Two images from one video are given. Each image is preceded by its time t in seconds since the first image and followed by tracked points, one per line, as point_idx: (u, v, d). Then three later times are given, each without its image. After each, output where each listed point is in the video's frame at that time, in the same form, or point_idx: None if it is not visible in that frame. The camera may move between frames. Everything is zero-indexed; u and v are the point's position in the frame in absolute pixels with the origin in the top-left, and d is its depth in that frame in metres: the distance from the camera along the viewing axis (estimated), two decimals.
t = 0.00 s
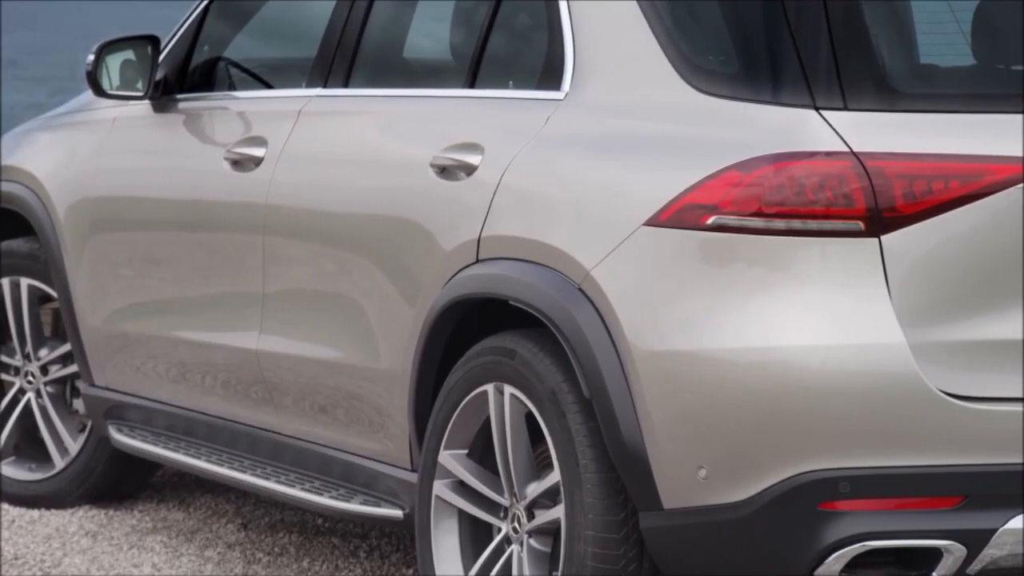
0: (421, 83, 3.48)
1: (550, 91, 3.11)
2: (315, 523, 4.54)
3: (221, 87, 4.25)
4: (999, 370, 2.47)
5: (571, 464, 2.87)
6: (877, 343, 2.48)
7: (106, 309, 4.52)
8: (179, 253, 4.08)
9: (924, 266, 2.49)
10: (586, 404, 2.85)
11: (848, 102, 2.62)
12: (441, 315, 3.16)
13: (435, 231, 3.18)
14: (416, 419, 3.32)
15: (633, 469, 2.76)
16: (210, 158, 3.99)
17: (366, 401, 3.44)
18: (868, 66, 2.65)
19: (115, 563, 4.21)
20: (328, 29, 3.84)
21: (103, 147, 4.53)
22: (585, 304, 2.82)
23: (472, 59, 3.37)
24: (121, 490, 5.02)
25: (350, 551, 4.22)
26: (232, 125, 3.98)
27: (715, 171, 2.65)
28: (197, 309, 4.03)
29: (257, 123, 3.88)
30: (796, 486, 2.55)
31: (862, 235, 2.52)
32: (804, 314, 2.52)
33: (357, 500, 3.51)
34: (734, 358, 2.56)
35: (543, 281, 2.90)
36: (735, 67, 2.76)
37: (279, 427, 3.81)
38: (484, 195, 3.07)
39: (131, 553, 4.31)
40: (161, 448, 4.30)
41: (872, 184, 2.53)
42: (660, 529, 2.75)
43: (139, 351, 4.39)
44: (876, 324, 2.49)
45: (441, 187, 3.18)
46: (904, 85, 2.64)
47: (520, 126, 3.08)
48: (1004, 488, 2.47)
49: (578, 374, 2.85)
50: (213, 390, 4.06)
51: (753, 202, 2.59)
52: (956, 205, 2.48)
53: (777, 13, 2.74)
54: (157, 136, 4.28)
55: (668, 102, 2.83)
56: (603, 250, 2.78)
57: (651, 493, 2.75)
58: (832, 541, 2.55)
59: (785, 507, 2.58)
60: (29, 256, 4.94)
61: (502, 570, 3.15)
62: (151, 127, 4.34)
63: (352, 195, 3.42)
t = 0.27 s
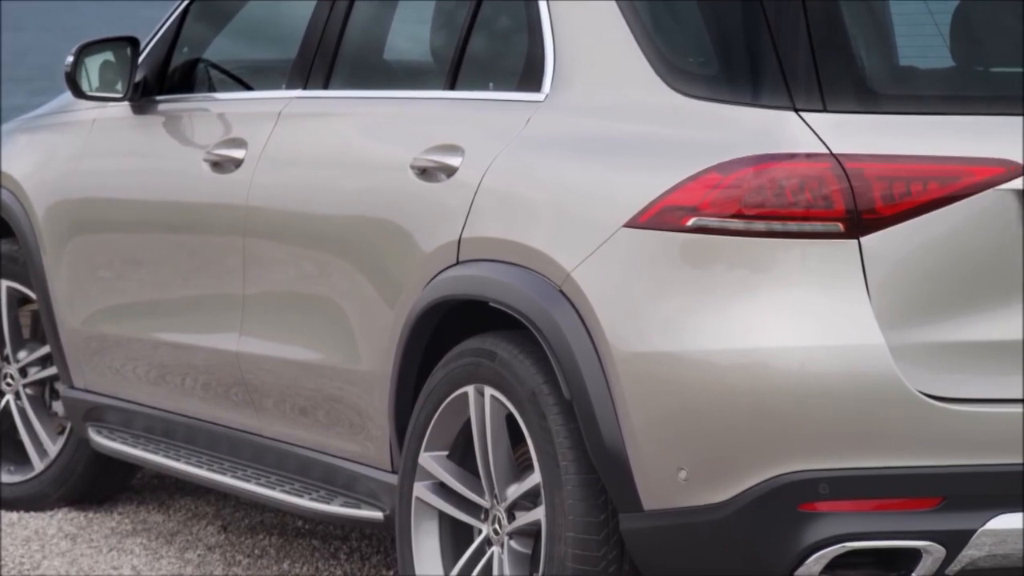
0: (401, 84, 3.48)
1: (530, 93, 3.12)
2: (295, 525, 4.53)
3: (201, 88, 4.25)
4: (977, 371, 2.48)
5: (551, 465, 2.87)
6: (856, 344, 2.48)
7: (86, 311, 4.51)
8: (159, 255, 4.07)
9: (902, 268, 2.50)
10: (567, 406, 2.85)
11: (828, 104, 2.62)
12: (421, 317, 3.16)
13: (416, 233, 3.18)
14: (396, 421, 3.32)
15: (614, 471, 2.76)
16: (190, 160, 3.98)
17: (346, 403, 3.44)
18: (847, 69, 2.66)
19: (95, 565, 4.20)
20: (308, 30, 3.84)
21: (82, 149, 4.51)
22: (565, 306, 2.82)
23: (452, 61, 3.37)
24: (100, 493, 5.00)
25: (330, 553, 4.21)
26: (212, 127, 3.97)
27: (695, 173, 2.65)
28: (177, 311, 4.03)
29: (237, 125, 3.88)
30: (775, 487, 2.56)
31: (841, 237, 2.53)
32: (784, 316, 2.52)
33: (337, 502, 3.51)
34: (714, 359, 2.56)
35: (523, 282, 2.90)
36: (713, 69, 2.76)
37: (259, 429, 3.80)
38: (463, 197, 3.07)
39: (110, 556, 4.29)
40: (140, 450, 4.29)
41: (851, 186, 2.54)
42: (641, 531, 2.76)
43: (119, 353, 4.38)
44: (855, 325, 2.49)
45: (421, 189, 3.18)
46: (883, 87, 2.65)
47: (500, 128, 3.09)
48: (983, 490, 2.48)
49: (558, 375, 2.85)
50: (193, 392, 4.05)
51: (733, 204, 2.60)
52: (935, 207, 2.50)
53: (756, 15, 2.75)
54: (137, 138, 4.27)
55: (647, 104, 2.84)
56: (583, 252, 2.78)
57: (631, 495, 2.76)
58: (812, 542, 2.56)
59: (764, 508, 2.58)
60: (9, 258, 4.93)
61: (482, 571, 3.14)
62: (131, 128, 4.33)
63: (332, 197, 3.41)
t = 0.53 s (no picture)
0: (382, 87, 3.48)
1: (510, 96, 3.12)
2: (275, 528, 4.53)
3: (181, 90, 4.24)
4: (955, 373, 2.50)
5: (531, 467, 2.87)
6: (836, 346, 2.49)
7: (65, 313, 4.50)
8: (138, 257, 4.07)
9: (881, 270, 2.52)
10: (547, 408, 2.85)
11: (807, 106, 2.63)
12: (401, 320, 3.15)
13: (395, 235, 3.17)
14: (376, 424, 3.31)
15: (594, 473, 2.76)
16: (170, 162, 3.98)
17: (326, 405, 3.44)
18: (826, 72, 2.67)
19: (73, 569, 4.19)
20: (288, 33, 3.84)
21: (61, 151, 4.51)
22: (545, 308, 2.82)
23: (432, 63, 3.37)
24: (80, 497, 4.99)
25: (310, 556, 4.21)
26: (192, 129, 3.97)
27: (675, 176, 2.66)
28: (157, 314, 4.02)
29: (217, 128, 3.87)
30: (755, 489, 2.56)
31: (821, 239, 2.53)
32: (763, 319, 2.53)
33: (317, 505, 3.50)
34: (693, 361, 2.57)
35: (503, 285, 2.90)
36: (693, 72, 2.76)
37: (239, 432, 3.79)
38: (444, 199, 3.07)
39: (89, 559, 4.28)
40: (119, 453, 4.28)
41: (831, 188, 2.54)
42: (621, 533, 2.76)
43: (98, 356, 4.37)
44: (834, 328, 2.50)
45: (401, 191, 3.18)
46: (861, 89, 2.66)
47: (480, 130, 3.09)
48: (961, 492, 2.49)
49: (539, 378, 2.85)
50: (172, 395, 4.05)
51: (712, 207, 2.60)
52: (914, 209, 2.51)
53: (735, 17, 2.76)
54: (116, 140, 4.27)
55: (626, 107, 2.84)
56: (562, 255, 2.78)
57: (612, 497, 2.76)
58: (792, 544, 2.56)
59: (744, 509, 2.58)
60: None
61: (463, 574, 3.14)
62: (110, 131, 4.33)
63: (312, 199, 3.41)
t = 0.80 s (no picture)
0: (365, 89, 3.48)
1: (494, 98, 3.12)
2: (259, 531, 4.52)
3: (164, 92, 4.23)
4: (938, 375, 2.51)
5: (515, 469, 2.87)
6: (819, 348, 2.49)
7: (48, 316, 4.49)
8: (121, 260, 4.06)
9: (864, 272, 2.53)
10: (531, 410, 2.85)
11: (790, 109, 2.63)
12: (385, 322, 3.15)
13: (379, 238, 3.17)
14: (359, 426, 3.31)
15: (578, 475, 2.76)
16: (153, 165, 3.97)
17: (309, 407, 3.43)
18: (809, 74, 2.67)
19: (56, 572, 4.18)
20: (271, 34, 3.84)
21: (43, 154, 4.51)
22: (529, 311, 2.81)
23: (416, 66, 3.37)
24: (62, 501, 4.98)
25: (293, 559, 4.21)
26: (175, 132, 3.96)
27: (659, 178, 2.66)
28: (140, 317, 4.01)
29: (201, 131, 3.87)
30: (739, 492, 2.56)
31: (804, 241, 2.54)
32: (747, 321, 2.53)
33: (301, 508, 3.50)
34: (676, 364, 2.57)
35: (487, 287, 2.90)
36: (676, 75, 2.76)
37: (223, 435, 3.79)
38: (427, 201, 3.07)
39: (72, 562, 4.28)
40: (102, 456, 4.27)
41: (814, 191, 2.55)
42: (605, 536, 2.76)
43: (81, 358, 4.37)
44: (817, 330, 2.51)
45: (385, 194, 3.18)
46: (845, 92, 2.66)
47: (463, 133, 3.09)
48: (944, 494, 2.50)
49: (522, 381, 2.85)
50: (156, 399, 4.04)
51: (696, 209, 2.60)
52: (896, 212, 2.53)
53: (719, 19, 2.75)
54: (98, 143, 4.27)
55: (609, 109, 2.84)
56: (546, 257, 2.78)
57: (594, 500, 2.76)
58: (775, 545, 2.56)
59: (727, 512, 2.59)
60: None
61: None
62: (92, 134, 4.32)
63: (296, 201, 3.41)
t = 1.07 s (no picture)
0: (344, 94, 3.47)
1: (471, 102, 3.12)
2: (237, 535, 4.51)
3: (141, 96, 4.22)
4: (915, 378, 2.52)
5: (493, 472, 2.86)
6: (796, 352, 2.50)
7: (26, 319, 4.48)
8: (99, 264, 4.05)
9: (841, 276, 2.54)
10: (509, 414, 2.85)
11: (767, 112, 2.64)
12: (364, 325, 3.14)
13: (358, 242, 3.17)
14: (337, 430, 3.30)
15: (556, 479, 2.76)
16: (131, 168, 3.97)
17: (287, 411, 3.43)
18: (786, 78, 2.67)
19: None
20: (249, 37, 3.84)
21: (21, 157, 4.50)
22: (507, 314, 2.81)
23: (394, 70, 3.37)
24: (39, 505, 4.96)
25: (272, 563, 4.20)
26: (153, 135, 3.96)
27: (636, 181, 2.66)
28: (117, 321, 4.00)
29: (178, 134, 3.86)
30: (717, 494, 2.56)
31: (781, 245, 2.55)
32: (724, 324, 2.54)
33: (279, 511, 3.49)
34: (654, 367, 2.57)
35: (466, 290, 2.90)
36: (654, 78, 2.77)
37: (201, 439, 3.78)
38: (405, 205, 3.06)
39: (49, 567, 4.26)
40: (79, 460, 4.25)
41: (791, 194, 2.56)
42: (582, 539, 2.76)
43: (59, 362, 4.36)
44: (794, 333, 2.51)
45: (363, 197, 3.17)
46: (822, 96, 2.67)
47: (441, 137, 3.08)
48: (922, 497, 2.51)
49: (501, 384, 2.84)
50: (133, 402, 4.03)
51: (674, 213, 2.60)
52: (874, 215, 2.55)
53: (697, 23, 2.75)
54: (76, 146, 4.26)
55: (586, 113, 2.84)
56: (523, 261, 2.78)
57: (572, 503, 2.76)
58: (753, 548, 2.57)
59: (705, 515, 2.59)
60: None
61: None
62: (70, 137, 4.32)
63: (275, 205, 3.40)
